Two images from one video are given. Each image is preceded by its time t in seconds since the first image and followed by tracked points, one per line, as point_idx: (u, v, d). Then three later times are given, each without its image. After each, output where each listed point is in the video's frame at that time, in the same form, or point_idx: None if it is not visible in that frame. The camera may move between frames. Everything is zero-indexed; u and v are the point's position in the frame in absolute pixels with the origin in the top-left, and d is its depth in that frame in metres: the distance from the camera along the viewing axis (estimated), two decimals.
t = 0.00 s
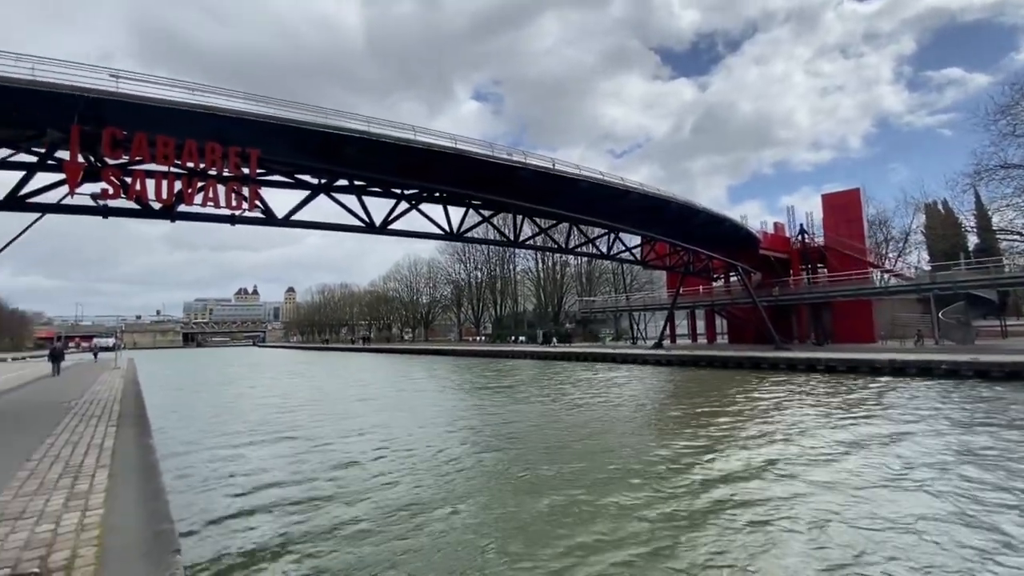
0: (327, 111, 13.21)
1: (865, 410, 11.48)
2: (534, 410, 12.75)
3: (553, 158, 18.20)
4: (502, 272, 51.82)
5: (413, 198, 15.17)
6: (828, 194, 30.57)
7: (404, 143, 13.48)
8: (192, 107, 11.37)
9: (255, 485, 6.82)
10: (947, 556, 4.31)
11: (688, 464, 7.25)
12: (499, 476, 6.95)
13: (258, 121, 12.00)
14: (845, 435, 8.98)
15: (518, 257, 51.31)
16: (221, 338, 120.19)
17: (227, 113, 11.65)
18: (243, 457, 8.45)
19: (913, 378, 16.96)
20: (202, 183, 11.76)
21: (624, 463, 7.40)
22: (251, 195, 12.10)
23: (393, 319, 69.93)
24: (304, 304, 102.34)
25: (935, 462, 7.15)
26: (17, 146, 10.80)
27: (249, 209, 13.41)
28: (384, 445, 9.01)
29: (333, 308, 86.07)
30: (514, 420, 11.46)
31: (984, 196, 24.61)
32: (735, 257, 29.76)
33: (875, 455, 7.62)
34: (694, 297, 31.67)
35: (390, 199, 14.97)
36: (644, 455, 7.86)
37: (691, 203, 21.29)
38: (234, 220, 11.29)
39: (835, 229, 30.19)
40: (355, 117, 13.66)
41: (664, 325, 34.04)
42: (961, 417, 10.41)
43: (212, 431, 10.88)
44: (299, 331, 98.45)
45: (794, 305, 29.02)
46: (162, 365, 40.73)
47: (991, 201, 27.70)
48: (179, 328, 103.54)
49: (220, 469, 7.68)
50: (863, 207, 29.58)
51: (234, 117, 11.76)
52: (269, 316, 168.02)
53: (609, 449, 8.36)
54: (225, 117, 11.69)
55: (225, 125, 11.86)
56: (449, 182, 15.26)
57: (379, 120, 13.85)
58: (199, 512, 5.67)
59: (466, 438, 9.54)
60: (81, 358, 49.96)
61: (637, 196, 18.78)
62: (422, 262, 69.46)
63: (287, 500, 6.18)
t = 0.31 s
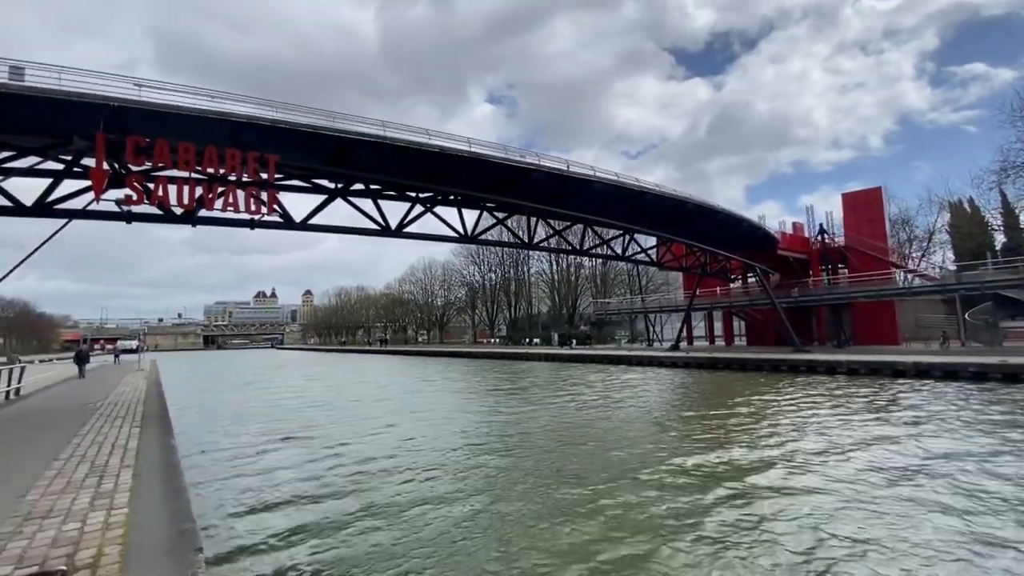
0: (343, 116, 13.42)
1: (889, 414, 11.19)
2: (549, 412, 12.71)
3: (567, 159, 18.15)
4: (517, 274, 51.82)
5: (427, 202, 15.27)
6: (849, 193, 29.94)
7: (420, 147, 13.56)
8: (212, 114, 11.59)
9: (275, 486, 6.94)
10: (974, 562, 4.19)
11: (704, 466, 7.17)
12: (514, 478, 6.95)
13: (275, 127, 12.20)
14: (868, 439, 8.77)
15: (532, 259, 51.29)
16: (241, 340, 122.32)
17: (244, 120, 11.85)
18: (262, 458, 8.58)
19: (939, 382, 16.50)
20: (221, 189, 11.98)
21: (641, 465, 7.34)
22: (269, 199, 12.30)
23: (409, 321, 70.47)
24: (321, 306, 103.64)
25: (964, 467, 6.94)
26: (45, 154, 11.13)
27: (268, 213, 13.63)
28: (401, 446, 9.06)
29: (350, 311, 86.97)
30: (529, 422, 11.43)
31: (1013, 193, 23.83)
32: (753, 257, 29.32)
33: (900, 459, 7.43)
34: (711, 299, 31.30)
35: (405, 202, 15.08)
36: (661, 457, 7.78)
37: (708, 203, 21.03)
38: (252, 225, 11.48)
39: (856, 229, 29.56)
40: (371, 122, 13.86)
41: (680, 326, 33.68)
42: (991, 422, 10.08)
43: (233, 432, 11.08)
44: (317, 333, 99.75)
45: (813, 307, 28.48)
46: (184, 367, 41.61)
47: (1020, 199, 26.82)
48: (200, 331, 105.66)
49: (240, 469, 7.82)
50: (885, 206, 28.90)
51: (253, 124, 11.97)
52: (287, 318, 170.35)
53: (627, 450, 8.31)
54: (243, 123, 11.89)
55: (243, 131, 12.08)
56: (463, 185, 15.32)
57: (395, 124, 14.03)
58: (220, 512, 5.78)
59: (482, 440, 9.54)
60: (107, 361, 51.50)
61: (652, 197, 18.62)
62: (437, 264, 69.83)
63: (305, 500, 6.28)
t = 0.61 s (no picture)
0: (359, 120, 13.61)
1: (913, 418, 10.91)
2: (564, 414, 12.64)
3: (582, 161, 18.09)
4: (531, 276, 51.75)
5: (442, 204, 15.35)
6: (870, 193, 29.33)
7: (434, 150, 13.65)
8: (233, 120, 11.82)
9: (294, 485, 7.04)
10: (1003, 569, 4.06)
11: (721, 470, 7.05)
12: (529, 479, 6.94)
13: (293, 132, 12.39)
14: (891, 443, 8.57)
15: (546, 261, 51.18)
16: (259, 342, 124.25)
17: (263, 125, 12.05)
18: (280, 459, 8.70)
19: (966, 385, 16.02)
20: (240, 193, 12.19)
21: (657, 467, 7.29)
22: (287, 203, 12.48)
23: (423, 323, 70.81)
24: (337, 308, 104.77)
25: (992, 473, 6.74)
26: (71, 161, 11.44)
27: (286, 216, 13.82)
28: (417, 448, 9.10)
29: (366, 313, 87.74)
30: (544, 424, 11.38)
31: None
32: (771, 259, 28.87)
33: (925, 463, 7.24)
34: (728, 300, 30.88)
35: (420, 205, 15.19)
36: (677, 460, 7.70)
37: (725, 203, 20.77)
38: (271, 228, 11.66)
39: (878, 229, 28.92)
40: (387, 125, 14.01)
41: (697, 329, 33.28)
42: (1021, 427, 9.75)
43: (252, 432, 11.24)
44: (333, 335, 100.86)
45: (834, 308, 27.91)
46: (204, 369, 42.33)
47: None
48: (220, 333, 107.62)
49: (259, 469, 7.94)
50: (909, 205, 28.24)
51: (271, 129, 12.18)
52: (304, 320, 172.56)
53: (644, 453, 8.25)
54: (261, 129, 12.09)
55: (262, 136, 12.29)
56: (477, 187, 15.38)
57: (410, 127, 14.15)
58: (240, 510, 5.90)
59: (498, 441, 9.54)
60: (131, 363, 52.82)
61: (667, 197, 18.46)
62: (452, 267, 70.07)
63: (323, 499, 6.37)
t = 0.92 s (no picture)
0: (375, 124, 13.75)
1: (937, 422, 10.63)
2: (579, 416, 12.59)
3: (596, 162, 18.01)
4: (544, 277, 51.68)
5: (456, 206, 15.42)
6: (892, 192, 28.72)
7: (449, 153, 13.72)
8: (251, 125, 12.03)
9: (311, 484, 7.13)
10: None
11: (738, 473, 6.97)
12: (543, 480, 6.93)
13: (310, 136, 12.56)
14: (914, 448, 8.37)
15: (560, 262, 51.04)
16: (277, 342, 126.02)
17: (280, 129, 12.24)
18: (297, 458, 8.81)
19: (993, 389, 15.58)
20: (258, 197, 12.39)
21: (673, 470, 7.22)
22: (303, 206, 12.63)
23: (438, 325, 71.10)
24: (352, 309, 105.87)
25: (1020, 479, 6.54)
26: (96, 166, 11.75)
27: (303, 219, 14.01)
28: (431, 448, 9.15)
29: (381, 314, 88.44)
30: (558, 426, 11.35)
31: None
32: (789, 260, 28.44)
33: (950, 469, 7.06)
34: (745, 302, 30.47)
35: (435, 207, 15.27)
36: (693, 463, 7.63)
37: (741, 204, 20.50)
38: (288, 232, 11.82)
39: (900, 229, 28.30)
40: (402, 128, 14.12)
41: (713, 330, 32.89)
42: None
43: (270, 432, 11.41)
44: (349, 336, 101.83)
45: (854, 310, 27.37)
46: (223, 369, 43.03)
47: None
48: (238, 333, 109.39)
49: (277, 468, 8.06)
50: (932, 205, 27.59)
51: (288, 134, 12.36)
52: (320, 322, 174.55)
53: (660, 455, 8.18)
54: (279, 133, 12.28)
55: (279, 140, 12.48)
56: (491, 189, 15.42)
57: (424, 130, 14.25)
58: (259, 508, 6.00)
59: (512, 443, 9.53)
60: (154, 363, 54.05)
61: (682, 198, 18.29)
62: (465, 268, 70.28)
63: (339, 498, 6.44)
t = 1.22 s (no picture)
0: (388, 126, 13.86)
1: (959, 427, 10.36)
2: (591, 418, 12.50)
3: (609, 163, 17.92)
4: (556, 278, 51.55)
5: (469, 208, 15.48)
6: (912, 192, 28.13)
7: (461, 154, 13.79)
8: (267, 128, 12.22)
9: (324, 482, 7.22)
10: None
11: (752, 474, 6.89)
12: (554, 480, 6.92)
13: (324, 139, 12.71)
14: (934, 453, 8.18)
15: (572, 263, 50.85)
16: (292, 342, 127.48)
17: (295, 132, 12.39)
18: (311, 457, 8.90)
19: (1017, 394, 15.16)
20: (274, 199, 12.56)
21: (685, 472, 7.15)
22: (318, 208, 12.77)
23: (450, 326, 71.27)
24: (366, 309, 106.68)
25: None
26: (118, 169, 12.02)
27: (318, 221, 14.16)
28: (443, 448, 9.17)
29: (394, 315, 88.96)
30: (570, 428, 11.29)
31: None
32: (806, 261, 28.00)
33: (972, 474, 6.87)
34: (760, 304, 30.06)
35: (447, 209, 15.34)
36: (706, 464, 7.56)
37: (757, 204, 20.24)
38: (303, 233, 11.96)
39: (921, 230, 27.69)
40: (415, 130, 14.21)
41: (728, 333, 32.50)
42: None
43: (285, 431, 11.54)
44: (363, 337, 102.54)
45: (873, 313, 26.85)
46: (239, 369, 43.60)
47: None
48: (254, 334, 110.88)
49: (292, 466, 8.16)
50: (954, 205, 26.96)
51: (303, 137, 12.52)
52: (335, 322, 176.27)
53: (673, 457, 8.10)
54: (293, 136, 12.43)
55: (294, 143, 12.64)
56: (504, 191, 15.45)
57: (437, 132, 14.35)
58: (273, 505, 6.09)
59: (523, 444, 9.51)
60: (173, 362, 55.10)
61: (696, 199, 18.11)
62: (478, 269, 70.37)
63: (351, 496, 6.52)
